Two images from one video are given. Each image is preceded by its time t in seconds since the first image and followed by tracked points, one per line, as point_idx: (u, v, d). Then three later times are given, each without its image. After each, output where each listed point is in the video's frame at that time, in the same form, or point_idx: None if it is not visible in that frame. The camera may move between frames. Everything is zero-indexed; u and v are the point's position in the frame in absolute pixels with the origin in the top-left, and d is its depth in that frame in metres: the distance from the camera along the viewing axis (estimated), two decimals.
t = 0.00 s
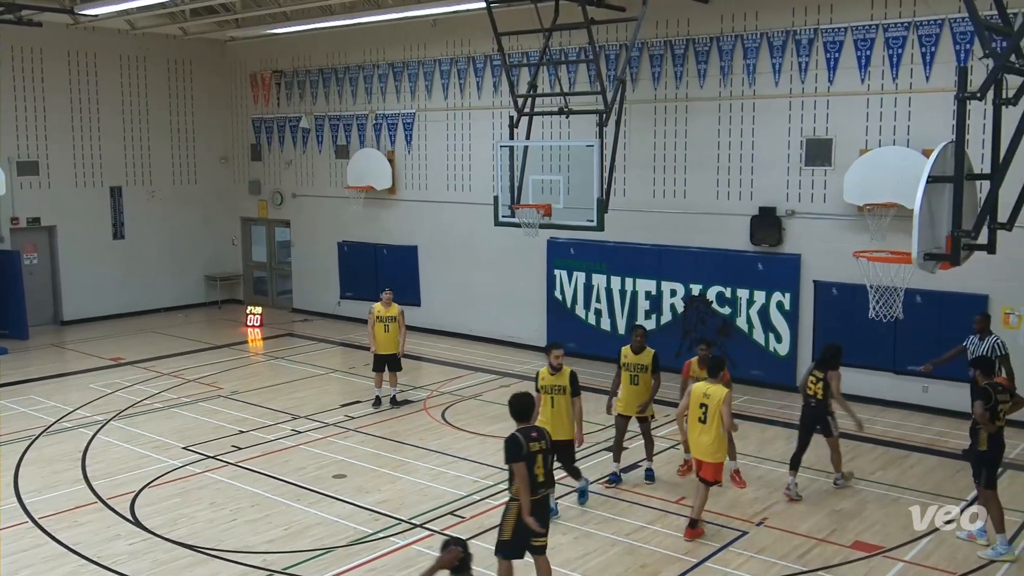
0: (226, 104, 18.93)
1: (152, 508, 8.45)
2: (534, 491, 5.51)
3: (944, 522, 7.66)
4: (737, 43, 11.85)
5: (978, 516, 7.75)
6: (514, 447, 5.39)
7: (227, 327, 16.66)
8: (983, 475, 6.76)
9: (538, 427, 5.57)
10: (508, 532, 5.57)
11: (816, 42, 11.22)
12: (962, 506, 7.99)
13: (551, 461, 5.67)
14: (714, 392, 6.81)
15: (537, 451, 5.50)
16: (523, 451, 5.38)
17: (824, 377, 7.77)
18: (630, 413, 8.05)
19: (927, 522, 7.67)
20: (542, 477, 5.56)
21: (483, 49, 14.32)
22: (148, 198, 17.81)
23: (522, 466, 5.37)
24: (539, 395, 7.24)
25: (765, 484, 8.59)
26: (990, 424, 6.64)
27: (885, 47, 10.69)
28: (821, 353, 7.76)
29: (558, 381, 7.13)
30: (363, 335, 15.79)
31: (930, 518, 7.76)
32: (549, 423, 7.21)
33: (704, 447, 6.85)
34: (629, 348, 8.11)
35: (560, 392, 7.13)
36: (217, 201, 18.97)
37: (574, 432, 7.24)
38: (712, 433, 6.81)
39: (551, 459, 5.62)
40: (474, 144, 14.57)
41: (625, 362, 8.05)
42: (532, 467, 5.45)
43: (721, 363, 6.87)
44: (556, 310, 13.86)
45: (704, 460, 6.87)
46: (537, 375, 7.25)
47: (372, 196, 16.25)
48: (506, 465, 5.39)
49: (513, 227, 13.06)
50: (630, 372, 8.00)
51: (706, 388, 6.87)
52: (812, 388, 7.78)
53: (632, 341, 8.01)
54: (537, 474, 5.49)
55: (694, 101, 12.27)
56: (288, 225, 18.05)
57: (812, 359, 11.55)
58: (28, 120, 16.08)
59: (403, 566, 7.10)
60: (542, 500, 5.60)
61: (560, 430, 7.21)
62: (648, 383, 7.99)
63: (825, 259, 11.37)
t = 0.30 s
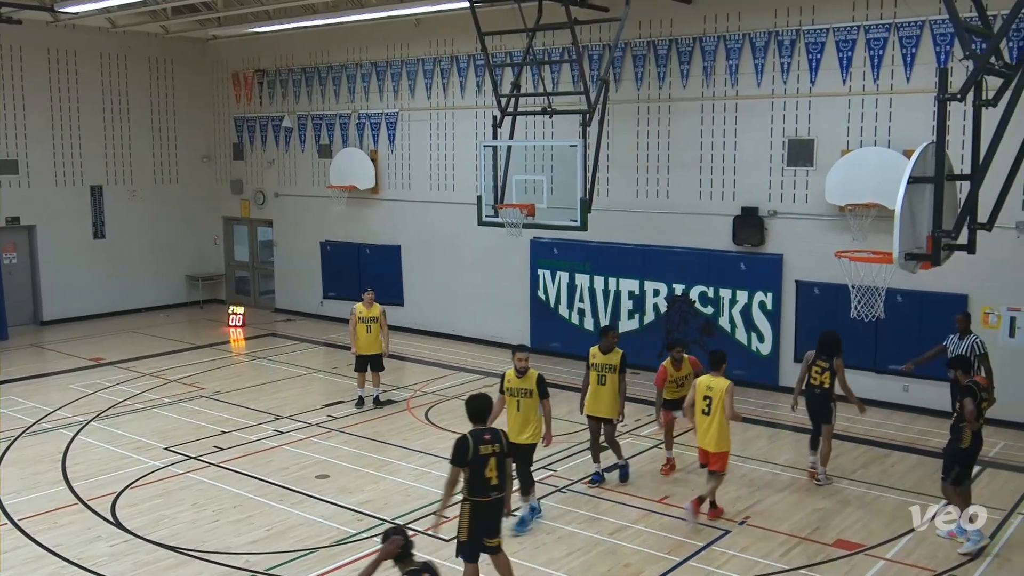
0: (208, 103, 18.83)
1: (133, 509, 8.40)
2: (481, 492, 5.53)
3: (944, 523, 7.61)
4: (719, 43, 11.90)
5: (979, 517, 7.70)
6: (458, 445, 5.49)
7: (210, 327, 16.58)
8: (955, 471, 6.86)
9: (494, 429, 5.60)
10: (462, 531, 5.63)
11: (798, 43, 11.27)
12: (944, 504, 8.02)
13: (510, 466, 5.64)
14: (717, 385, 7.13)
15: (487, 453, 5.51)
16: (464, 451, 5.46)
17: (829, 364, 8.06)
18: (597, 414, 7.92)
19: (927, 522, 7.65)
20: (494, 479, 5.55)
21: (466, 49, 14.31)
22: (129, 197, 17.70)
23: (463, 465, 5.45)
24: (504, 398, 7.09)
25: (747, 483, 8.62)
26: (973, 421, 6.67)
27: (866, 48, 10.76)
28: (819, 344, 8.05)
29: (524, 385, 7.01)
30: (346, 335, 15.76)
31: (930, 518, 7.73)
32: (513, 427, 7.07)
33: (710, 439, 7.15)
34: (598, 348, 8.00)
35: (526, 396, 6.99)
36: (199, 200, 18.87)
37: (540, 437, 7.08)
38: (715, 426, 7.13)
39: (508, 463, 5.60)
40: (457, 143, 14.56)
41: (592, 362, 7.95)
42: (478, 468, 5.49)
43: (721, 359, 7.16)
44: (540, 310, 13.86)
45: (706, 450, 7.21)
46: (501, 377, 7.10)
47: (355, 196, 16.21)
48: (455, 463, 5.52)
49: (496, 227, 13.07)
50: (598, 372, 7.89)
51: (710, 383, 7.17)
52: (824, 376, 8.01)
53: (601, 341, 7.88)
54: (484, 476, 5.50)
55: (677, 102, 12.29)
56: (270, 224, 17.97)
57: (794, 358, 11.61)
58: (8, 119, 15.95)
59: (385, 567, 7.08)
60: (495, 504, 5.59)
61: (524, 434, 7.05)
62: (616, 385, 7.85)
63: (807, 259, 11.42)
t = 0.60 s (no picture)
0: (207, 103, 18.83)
1: (133, 510, 8.40)
2: (460, 490, 5.54)
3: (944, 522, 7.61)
4: (718, 43, 11.90)
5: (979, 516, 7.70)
6: (436, 442, 5.51)
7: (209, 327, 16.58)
8: (958, 470, 6.86)
9: (474, 428, 5.55)
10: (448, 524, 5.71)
11: (797, 43, 11.28)
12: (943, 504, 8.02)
13: (496, 465, 5.58)
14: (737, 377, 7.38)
15: (464, 451, 5.50)
16: (441, 448, 5.48)
17: (840, 359, 8.38)
18: (590, 418, 7.78)
19: (928, 522, 7.64)
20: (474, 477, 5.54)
21: (465, 49, 14.31)
22: (128, 198, 17.70)
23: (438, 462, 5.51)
24: (485, 403, 6.92)
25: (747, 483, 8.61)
26: (983, 419, 6.64)
27: (865, 47, 10.75)
28: (826, 343, 8.37)
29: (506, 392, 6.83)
30: (346, 335, 15.76)
31: (929, 517, 7.74)
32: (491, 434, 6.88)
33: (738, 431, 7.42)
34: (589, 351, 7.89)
35: (506, 403, 6.81)
36: (199, 200, 18.87)
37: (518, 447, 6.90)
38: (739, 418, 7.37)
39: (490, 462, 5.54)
40: (456, 143, 14.56)
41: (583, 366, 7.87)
42: (455, 466, 5.51)
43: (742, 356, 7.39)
44: (539, 310, 13.87)
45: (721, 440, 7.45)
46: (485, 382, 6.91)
47: (354, 196, 16.20)
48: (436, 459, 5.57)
49: (496, 227, 13.09)
50: (590, 375, 7.79)
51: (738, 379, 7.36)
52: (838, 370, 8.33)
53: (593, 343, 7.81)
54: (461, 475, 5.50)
55: (676, 101, 12.29)
56: (270, 224, 17.97)
57: (793, 358, 11.62)
58: (8, 120, 15.96)
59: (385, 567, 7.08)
60: (477, 501, 5.59)
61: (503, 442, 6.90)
62: (609, 389, 7.75)
63: (807, 259, 11.42)
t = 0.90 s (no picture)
0: (207, 104, 18.83)
1: (133, 511, 8.40)
2: (451, 484, 5.62)
3: (944, 522, 7.62)
4: (717, 43, 11.90)
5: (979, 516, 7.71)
6: (432, 435, 5.61)
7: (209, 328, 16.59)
8: (974, 474, 6.76)
9: (469, 422, 5.67)
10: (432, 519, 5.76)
11: (796, 42, 11.28)
12: (944, 504, 8.01)
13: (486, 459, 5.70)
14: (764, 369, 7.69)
15: (459, 445, 5.60)
16: (436, 441, 5.57)
17: (847, 348, 8.91)
18: (585, 421, 7.76)
19: (929, 522, 7.64)
20: (467, 471, 5.63)
21: (465, 49, 14.31)
22: (128, 199, 17.70)
23: (433, 454, 5.59)
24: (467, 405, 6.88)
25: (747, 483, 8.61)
26: (991, 422, 6.61)
27: (865, 47, 10.76)
28: (833, 335, 8.83)
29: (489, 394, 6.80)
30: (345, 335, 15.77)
31: (929, 517, 7.74)
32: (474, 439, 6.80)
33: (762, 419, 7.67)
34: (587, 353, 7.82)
35: (490, 405, 6.77)
36: (199, 201, 18.88)
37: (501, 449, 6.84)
38: (763, 407, 7.64)
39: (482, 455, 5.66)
40: (456, 144, 14.56)
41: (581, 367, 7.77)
42: (449, 459, 5.59)
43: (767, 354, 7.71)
44: (539, 310, 13.87)
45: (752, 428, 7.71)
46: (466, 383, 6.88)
47: (354, 197, 16.21)
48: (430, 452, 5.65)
49: (496, 228, 13.10)
50: (587, 378, 7.71)
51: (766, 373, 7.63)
52: (847, 359, 8.84)
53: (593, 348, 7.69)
54: (454, 468, 5.58)
55: (676, 101, 12.29)
56: (269, 225, 17.97)
57: (793, 358, 11.62)
58: (7, 121, 15.96)
59: (385, 566, 7.08)
60: (465, 496, 5.67)
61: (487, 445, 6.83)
62: (606, 393, 7.70)
63: (807, 258, 11.42)
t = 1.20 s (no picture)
0: (207, 103, 18.82)
1: (132, 510, 8.40)
2: (439, 478, 5.70)
3: (944, 522, 7.63)
4: (718, 43, 11.90)
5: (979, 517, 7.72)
6: (420, 432, 5.64)
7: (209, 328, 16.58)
8: (992, 478, 6.67)
9: (451, 417, 5.79)
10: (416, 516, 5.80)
11: (796, 43, 11.28)
12: (944, 504, 8.02)
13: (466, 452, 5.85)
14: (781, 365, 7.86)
15: (446, 440, 5.69)
16: (425, 437, 5.62)
17: (855, 343, 9.29)
18: (586, 425, 7.67)
19: (928, 522, 7.64)
20: (453, 465, 5.74)
21: (465, 49, 14.31)
22: (128, 199, 17.70)
23: (423, 451, 5.62)
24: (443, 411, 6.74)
25: (747, 484, 8.60)
26: (1005, 427, 6.56)
27: (865, 47, 10.76)
28: (847, 328, 9.23)
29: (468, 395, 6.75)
30: (345, 335, 15.77)
31: (929, 517, 7.74)
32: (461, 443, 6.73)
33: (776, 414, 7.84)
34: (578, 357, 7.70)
35: (471, 405, 6.74)
36: (198, 200, 18.88)
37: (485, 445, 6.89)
38: (781, 401, 7.80)
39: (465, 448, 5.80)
40: (456, 143, 14.56)
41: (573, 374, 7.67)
42: (438, 454, 5.67)
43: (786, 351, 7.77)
44: (539, 310, 13.87)
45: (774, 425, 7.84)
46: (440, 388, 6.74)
47: (354, 196, 16.21)
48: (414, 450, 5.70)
49: (496, 228, 13.10)
50: (586, 383, 7.62)
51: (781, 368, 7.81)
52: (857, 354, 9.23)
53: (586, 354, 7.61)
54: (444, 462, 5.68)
55: (676, 101, 12.29)
56: (269, 225, 17.96)
57: (793, 358, 11.63)
58: (7, 120, 15.96)
59: (385, 566, 7.07)
60: (450, 489, 5.78)
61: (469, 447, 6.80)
62: (605, 395, 7.69)
63: (807, 259, 11.41)
